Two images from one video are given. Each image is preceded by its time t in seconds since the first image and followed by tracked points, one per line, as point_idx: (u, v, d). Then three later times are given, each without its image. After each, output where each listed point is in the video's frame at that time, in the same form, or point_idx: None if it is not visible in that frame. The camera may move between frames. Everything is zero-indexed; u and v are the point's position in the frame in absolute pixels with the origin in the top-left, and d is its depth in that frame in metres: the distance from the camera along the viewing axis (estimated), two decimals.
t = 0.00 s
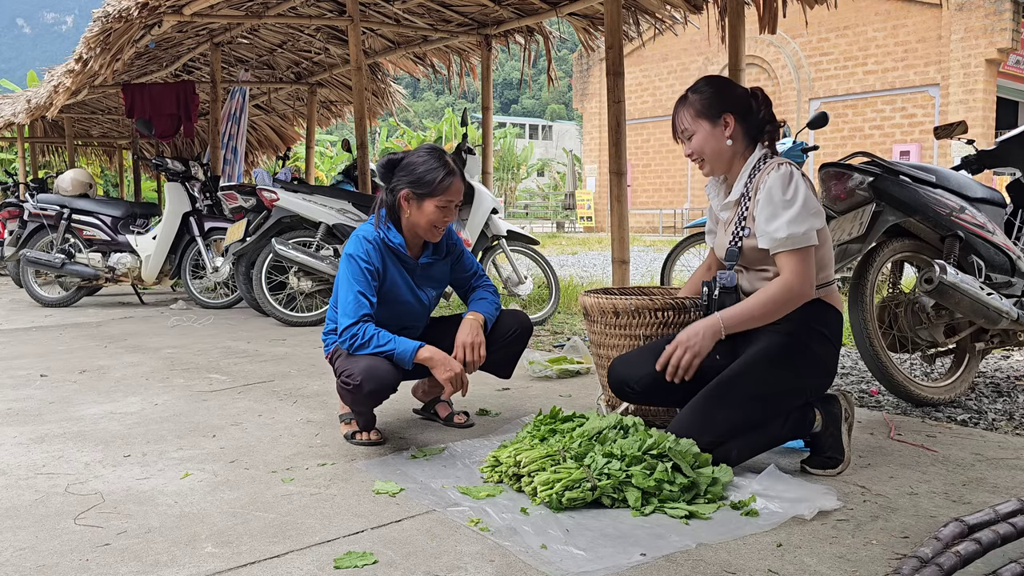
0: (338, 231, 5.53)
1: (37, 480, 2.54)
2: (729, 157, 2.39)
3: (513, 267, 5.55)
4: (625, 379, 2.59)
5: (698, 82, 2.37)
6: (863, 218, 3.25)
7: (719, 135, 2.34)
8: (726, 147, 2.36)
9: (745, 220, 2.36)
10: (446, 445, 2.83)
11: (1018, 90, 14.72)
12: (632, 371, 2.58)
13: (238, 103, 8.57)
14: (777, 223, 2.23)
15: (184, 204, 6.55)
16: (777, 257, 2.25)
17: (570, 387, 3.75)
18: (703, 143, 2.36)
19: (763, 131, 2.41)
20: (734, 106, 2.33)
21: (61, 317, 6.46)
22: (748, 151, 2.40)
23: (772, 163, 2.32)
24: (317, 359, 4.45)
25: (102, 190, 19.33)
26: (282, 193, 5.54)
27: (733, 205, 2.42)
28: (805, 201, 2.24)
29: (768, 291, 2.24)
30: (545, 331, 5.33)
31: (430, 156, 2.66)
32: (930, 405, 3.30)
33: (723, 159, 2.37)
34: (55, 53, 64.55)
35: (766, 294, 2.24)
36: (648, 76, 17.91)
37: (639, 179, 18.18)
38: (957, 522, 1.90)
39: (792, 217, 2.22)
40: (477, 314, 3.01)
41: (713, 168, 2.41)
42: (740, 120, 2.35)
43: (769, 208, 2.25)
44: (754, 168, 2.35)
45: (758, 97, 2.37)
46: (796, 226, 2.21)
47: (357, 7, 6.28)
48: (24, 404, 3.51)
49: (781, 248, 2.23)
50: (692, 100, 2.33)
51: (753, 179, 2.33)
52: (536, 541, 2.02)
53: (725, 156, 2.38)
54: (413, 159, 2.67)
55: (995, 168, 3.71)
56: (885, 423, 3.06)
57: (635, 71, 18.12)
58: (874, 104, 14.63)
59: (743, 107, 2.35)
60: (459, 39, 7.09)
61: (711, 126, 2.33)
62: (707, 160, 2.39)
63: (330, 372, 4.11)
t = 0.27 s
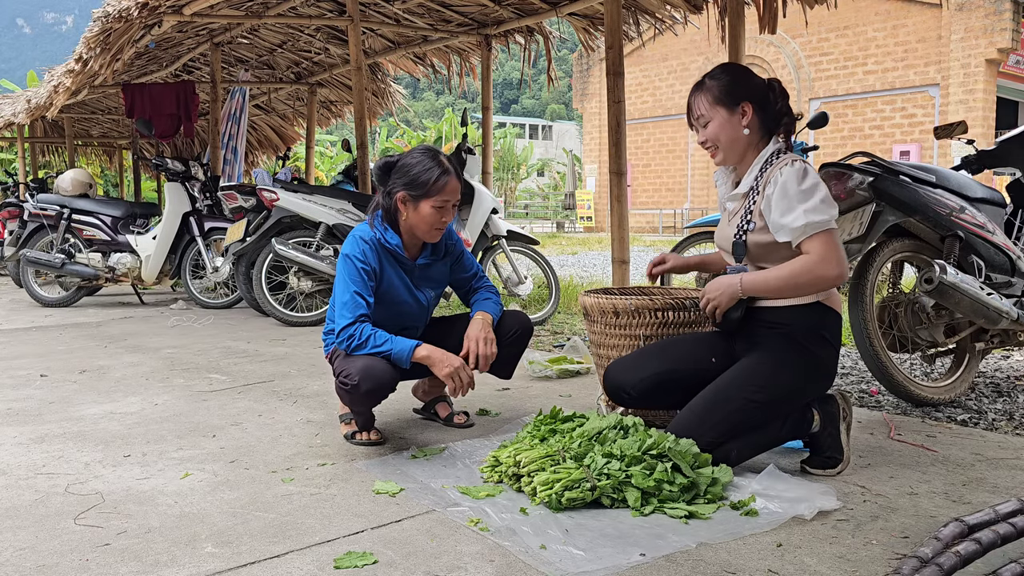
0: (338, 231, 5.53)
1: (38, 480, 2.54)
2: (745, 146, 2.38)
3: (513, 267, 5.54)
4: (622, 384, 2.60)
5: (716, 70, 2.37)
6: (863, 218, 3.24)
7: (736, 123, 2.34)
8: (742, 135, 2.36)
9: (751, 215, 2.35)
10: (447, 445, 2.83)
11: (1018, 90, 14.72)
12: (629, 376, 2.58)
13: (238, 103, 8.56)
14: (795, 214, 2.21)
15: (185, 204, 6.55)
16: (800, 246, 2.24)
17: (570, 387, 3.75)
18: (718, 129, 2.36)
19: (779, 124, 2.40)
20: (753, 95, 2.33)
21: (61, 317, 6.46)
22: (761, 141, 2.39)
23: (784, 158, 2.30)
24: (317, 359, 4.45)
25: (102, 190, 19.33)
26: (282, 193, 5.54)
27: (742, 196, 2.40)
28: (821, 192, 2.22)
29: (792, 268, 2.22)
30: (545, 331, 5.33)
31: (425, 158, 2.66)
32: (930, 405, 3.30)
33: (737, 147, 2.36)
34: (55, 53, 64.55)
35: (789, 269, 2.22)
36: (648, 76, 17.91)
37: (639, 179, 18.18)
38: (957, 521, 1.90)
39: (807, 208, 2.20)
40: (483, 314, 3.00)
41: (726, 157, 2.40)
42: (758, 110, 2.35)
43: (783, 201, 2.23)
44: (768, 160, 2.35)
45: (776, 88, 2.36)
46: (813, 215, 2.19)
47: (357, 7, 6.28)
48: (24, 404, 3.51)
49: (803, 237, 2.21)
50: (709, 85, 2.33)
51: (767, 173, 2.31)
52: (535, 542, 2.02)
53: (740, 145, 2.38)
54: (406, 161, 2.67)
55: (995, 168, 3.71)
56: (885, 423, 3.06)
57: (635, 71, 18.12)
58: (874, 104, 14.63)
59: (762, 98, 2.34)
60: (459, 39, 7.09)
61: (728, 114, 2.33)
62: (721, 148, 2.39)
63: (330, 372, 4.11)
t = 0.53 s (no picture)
0: (338, 231, 5.53)
1: (38, 480, 2.54)
2: (767, 151, 2.37)
3: (513, 267, 5.54)
4: (623, 385, 2.60)
5: (707, 87, 2.33)
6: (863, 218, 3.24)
7: (751, 133, 2.33)
8: (761, 142, 2.35)
9: (769, 215, 2.33)
10: (447, 445, 2.83)
11: (1018, 90, 14.72)
12: (629, 377, 2.58)
13: (238, 103, 8.56)
14: (838, 217, 2.18)
15: (185, 204, 6.55)
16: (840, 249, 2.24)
17: (570, 387, 3.75)
18: (735, 145, 2.34)
19: (783, 115, 2.39)
20: (755, 101, 2.31)
21: (61, 317, 6.46)
22: (774, 140, 2.38)
23: (811, 162, 2.29)
24: (317, 359, 4.45)
25: (102, 190, 19.34)
26: (282, 193, 5.54)
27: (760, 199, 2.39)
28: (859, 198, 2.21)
29: (833, 271, 2.22)
30: (545, 331, 5.33)
31: (434, 164, 2.67)
32: (930, 406, 3.30)
33: (761, 153, 2.34)
34: (55, 53, 64.55)
35: (833, 273, 2.22)
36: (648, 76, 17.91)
37: (639, 179, 18.18)
38: (958, 521, 1.90)
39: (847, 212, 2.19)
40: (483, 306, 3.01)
41: (751, 168, 2.39)
42: (764, 111, 2.33)
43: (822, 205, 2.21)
44: (790, 162, 2.34)
45: (763, 78, 2.33)
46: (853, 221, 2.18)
47: (356, 7, 6.28)
48: (24, 405, 3.51)
49: (844, 242, 2.21)
50: (709, 110, 2.30)
51: (798, 173, 2.28)
52: (534, 542, 2.02)
53: (762, 152, 2.36)
54: (416, 169, 2.68)
55: (996, 168, 3.71)
56: (885, 423, 3.06)
57: (635, 71, 18.12)
58: (874, 104, 14.63)
59: (762, 98, 2.32)
60: (459, 39, 7.09)
61: (738, 129, 2.31)
62: (745, 162, 2.37)
63: (330, 372, 4.11)
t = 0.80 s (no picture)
0: (338, 231, 5.53)
1: (38, 480, 2.54)
2: (777, 153, 2.36)
3: (513, 267, 5.54)
4: (624, 382, 2.61)
5: (722, 84, 2.32)
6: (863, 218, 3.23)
7: (762, 135, 2.32)
8: (771, 144, 2.34)
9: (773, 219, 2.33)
10: (448, 445, 2.83)
11: (1018, 90, 14.72)
12: (630, 374, 2.59)
13: (238, 103, 8.55)
14: (825, 233, 2.17)
15: (185, 204, 6.55)
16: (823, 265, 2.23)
17: (570, 387, 3.75)
18: (745, 146, 2.33)
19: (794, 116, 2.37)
20: (768, 102, 2.29)
21: (61, 317, 6.46)
22: (785, 142, 2.36)
23: (818, 168, 2.26)
24: (317, 359, 4.45)
25: (102, 190, 19.34)
26: (282, 194, 5.54)
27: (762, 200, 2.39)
28: (854, 211, 2.18)
29: (809, 284, 2.22)
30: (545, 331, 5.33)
31: (458, 172, 2.63)
32: (930, 406, 3.30)
33: (769, 156, 2.34)
34: (55, 54, 64.56)
35: (810, 285, 2.22)
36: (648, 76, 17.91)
37: (639, 179, 18.18)
38: (957, 522, 1.90)
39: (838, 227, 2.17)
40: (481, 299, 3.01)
41: (758, 168, 2.38)
42: (778, 112, 2.32)
43: (816, 217, 2.19)
44: (799, 164, 2.32)
45: (779, 78, 2.31)
46: (844, 237, 2.16)
47: (357, 7, 6.28)
48: (24, 405, 3.51)
49: (828, 260, 2.19)
50: (721, 108, 2.28)
51: (803, 180, 2.27)
52: (534, 542, 2.02)
53: (771, 154, 2.35)
54: (441, 174, 2.65)
55: (996, 168, 3.71)
56: (885, 423, 3.06)
57: (635, 71, 18.12)
58: (874, 104, 14.63)
59: (777, 99, 2.31)
60: (459, 39, 7.09)
61: (750, 129, 2.30)
62: (753, 163, 2.36)
63: (330, 372, 4.11)
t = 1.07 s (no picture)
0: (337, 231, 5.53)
1: (38, 480, 2.54)
2: (779, 151, 2.36)
3: (513, 267, 5.54)
4: (624, 382, 2.61)
5: (725, 82, 2.31)
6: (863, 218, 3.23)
7: (764, 133, 2.32)
8: (773, 142, 2.34)
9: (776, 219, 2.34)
10: (448, 445, 2.83)
11: (1018, 90, 14.72)
12: (630, 375, 2.59)
13: (238, 103, 8.55)
14: (826, 232, 2.18)
15: (185, 204, 6.55)
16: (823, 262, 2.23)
17: (570, 387, 3.75)
18: (747, 145, 2.32)
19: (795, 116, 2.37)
20: (771, 100, 2.30)
21: (61, 317, 6.46)
22: (785, 142, 2.37)
23: (819, 167, 2.26)
24: (317, 359, 4.45)
25: (102, 190, 19.36)
26: (282, 193, 5.54)
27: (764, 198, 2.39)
28: (855, 209, 2.18)
29: (811, 280, 2.22)
30: (545, 331, 5.33)
31: (463, 138, 2.62)
32: (930, 406, 3.30)
33: (771, 154, 2.34)
34: (55, 54, 64.58)
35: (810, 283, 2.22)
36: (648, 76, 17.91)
37: (639, 179, 18.19)
38: (958, 522, 1.90)
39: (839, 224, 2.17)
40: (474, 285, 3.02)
41: (759, 168, 2.38)
42: (780, 111, 2.32)
43: (817, 216, 2.20)
44: (801, 161, 2.33)
45: (781, 77, 2.31)
46: (846, 235, 2.16)
47: (357, 7, 6.28)
48: (24, 404, 3.51)
49: (829, 258, 2.19)
50: (725, 106, 2.27)
51: (806, 178, 2.27)
52: (533, 542, 2.02)
53: (773, 152, 2.35)
54: (445, 140, 2.63)
55: (996, 168, 3.71)
56: (885, 423, 3.06)
57: (635, 71, 18.13)
58: (874, 104, 14.63)
59: (779, 98, 2.31)
60: (459, 39, 7.09)
61: (753, 127, 2.30)
62: (755, 161, 2.36)
63: (330, 372, 4.11)
